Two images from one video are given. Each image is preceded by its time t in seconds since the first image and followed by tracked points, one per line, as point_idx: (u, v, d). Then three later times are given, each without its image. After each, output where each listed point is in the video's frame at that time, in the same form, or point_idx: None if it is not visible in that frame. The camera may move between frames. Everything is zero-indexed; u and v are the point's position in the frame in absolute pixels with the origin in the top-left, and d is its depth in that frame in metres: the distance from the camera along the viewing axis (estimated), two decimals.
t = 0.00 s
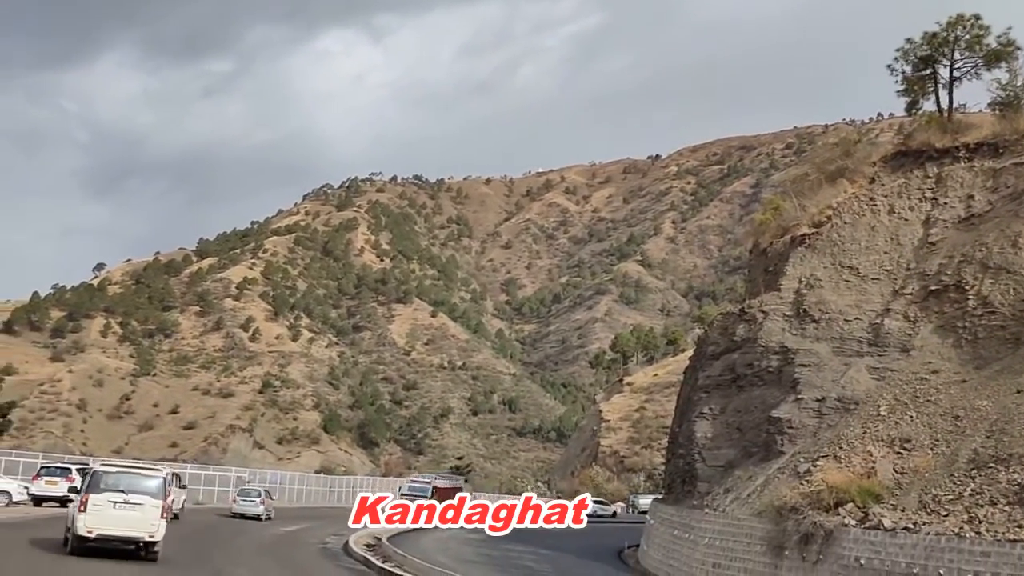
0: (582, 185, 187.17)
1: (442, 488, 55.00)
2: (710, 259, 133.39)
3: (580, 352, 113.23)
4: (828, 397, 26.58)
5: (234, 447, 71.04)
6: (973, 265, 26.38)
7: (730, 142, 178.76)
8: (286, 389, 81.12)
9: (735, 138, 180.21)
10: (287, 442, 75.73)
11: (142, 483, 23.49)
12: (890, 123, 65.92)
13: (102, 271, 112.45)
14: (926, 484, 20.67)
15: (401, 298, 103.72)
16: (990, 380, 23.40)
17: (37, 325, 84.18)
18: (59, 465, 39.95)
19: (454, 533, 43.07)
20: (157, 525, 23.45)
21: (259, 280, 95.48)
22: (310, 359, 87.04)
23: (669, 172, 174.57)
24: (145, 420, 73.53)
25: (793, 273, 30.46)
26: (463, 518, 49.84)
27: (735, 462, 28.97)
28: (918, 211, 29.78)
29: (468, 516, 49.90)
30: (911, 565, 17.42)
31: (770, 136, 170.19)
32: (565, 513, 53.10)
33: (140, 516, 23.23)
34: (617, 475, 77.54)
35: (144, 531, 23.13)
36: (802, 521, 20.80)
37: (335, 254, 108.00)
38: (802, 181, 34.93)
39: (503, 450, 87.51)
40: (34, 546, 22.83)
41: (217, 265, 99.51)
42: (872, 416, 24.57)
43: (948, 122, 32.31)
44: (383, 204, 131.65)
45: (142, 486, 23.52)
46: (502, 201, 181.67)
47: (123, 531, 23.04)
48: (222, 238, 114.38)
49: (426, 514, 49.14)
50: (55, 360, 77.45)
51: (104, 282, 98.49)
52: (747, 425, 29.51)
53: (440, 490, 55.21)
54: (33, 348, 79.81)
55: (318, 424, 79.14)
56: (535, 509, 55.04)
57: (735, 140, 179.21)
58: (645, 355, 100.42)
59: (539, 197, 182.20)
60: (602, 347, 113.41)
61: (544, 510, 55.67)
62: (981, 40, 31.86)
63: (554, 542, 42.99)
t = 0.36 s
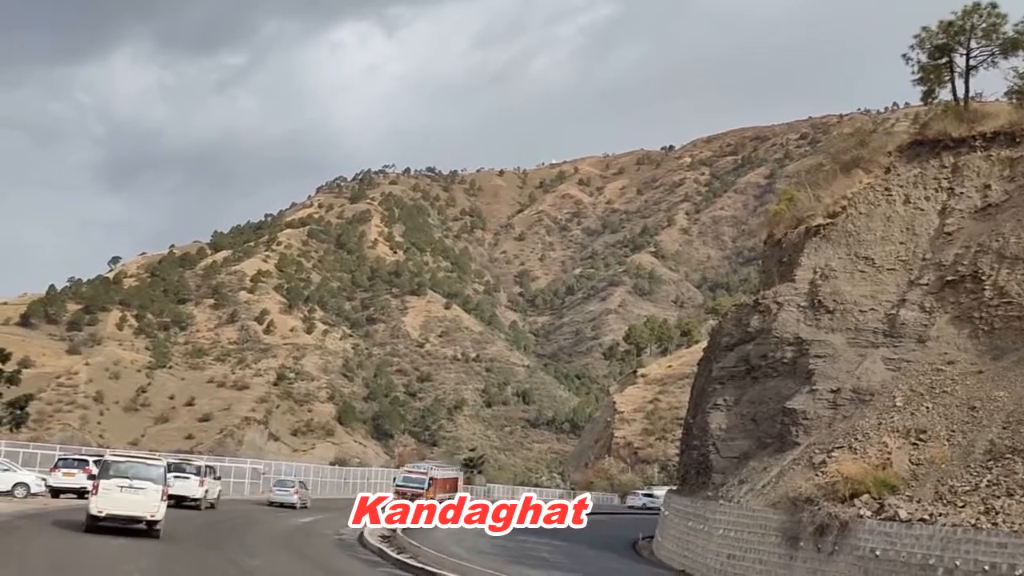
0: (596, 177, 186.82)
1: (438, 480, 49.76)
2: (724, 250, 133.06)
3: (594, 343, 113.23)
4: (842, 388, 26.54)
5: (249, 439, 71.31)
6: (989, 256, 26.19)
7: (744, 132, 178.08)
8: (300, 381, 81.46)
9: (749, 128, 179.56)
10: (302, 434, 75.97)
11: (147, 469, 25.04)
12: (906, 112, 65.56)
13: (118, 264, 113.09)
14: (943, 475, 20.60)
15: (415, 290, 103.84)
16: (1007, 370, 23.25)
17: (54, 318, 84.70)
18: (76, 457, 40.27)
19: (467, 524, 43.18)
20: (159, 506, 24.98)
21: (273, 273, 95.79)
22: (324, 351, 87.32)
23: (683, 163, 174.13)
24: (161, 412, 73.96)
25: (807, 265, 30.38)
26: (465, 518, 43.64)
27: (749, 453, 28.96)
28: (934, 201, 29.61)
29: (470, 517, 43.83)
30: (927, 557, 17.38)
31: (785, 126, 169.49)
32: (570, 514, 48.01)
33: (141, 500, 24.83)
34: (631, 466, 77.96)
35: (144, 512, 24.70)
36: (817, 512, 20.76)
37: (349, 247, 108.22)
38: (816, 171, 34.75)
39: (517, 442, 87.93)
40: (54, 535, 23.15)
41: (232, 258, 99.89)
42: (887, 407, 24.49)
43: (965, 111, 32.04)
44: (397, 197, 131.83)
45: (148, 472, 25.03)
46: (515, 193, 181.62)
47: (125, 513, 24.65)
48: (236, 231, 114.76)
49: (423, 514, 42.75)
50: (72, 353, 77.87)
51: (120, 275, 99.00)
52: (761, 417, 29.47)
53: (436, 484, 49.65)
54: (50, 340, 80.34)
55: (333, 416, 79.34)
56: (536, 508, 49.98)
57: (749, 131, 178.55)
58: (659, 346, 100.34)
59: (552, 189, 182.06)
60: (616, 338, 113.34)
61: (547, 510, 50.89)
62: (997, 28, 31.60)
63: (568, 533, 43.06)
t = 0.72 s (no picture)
0: (609, 169, 186.46)
1: (439, 472, 44.80)
2: (738, 242, 132.64)
3: (608, 336, 113.14)
4: (857, 380, 26.50)
5: (264, 432, 71.49)
6: (1005, 246, 25.97)
7: (758, 123, 177.33)
8: (314, 374, 81.75)
9: (762, 120, 178.87)
10: (316, 427, 76.15)
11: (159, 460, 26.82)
12: (922, 101, 65.14)
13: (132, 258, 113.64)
14: (958, 467, 20.51)
15: (428, 283, 103.93)
16: None
17: (70, 312, 85.15)
18: (92, 450, 40.51)
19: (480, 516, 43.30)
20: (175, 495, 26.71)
21: (287, 267, 96.05)
22: (338, 344, 87.55)
23: (696, 155, 173.62)
24: (176, 405, 74.31)
25: (822, 256, 30.31)
26: (461, 515, 38.71)
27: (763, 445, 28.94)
28: (949, 191, 29.39)
29: (468, 514, 39.00)
30: (943, 549, 17.29)
31: (798, 117, 168.74)
32: (570, 515, 43.32)
33: (157, 488, 26.66)
34: (644, 459, 77.79)
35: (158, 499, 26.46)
36: (831, 504, 20.71)
37: (362, 240, 108.37)
38: (830, 162, 34.56)
39: (531, 434, 88.24)
40: (73, 527, 23.40)
41: (245, 251, 100.18)
42: (902, 399, 24.40)
43: (981, 101, 31.74)
44: (410, 190, 131.93)
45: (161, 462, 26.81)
46: (528, 185, 181.55)
47: (140, 500, 26.47)
48: (250, 224, 115.09)
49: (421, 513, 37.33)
50: (88, 346, 78.17)
51: (134, 268, 99.47)
52: (776, 409, 29.43)
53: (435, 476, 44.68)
54: (66, 333, 80.82)
55: (347, 409, 79.49)
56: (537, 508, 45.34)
57: (763, 122, 177.84)
58: (673, 338, 100.19)
59: (565, 181, 181.87)
60: (629, 330, 113.19)
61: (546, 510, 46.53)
62: (1013, 17, 31.32)
63: (582, 525, 43.14)
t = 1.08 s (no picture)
0: (623, 163, 186.16)
1: (439, 466, 43.06)
2: (753, 235, 132.24)
3: (622, 330, 113.06)
4: (874, 373, 26.45)
5: (279, 427, 71.72)
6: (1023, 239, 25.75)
7: (772, 116, 176.66)
8: (330, 368, 82.04)
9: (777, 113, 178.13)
10: (332, 421, 76.34)
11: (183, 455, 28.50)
12: (939, 92, 64.83)
13: (148, 254, 114.22)
14: (976, 461, 20.38)
15: (442, 278, 104.05)
16: None
17: (87, 308, 85.66)
18: (109, 445, 40.87)
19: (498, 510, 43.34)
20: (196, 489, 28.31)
21: (301, 262, 96.32)
22: (353, 339, 87.76)
23: (711, 148, 173.10)
24: (192, 400, 74.73)
25: (837, 249, 30.20)
26: (461, 516, 36.77)
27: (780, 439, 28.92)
28: (966, 183, 29.17)
29: (467, 515, 37.11)
30: (960, 543, 17.21)
31: (814, 110, 167.97)
32: (570, 515, 41.50)
33: (180, 480, 28.19)
34: (659, 453, 78.04)
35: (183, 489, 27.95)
36: (847, 498, 20.64)
37: (376, 235, 108.54)
38: (846, 155, 34.41)
39: (546, 428, 88.31)
40: (90, 521, 23.56)
41: (261, 247, 100.51)
42: (919, 393, 24.28)
43: (998, 92, 31.45)
44: (424, 184, 132.06)
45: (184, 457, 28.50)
46: (542, 180, 181.46)
47: (164, 489, 27.82)
48: (265, 219, 115.46)
49: (421, 515, 35.41)
50: (104, 341, 78.69)
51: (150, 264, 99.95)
52: (791, 402, 29.37)
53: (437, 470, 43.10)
54: (83, 329, 81.32)
55: (362, 404, 79.66)
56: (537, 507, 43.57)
57: (777, 115, 177.12)
58: (687, 332, 100.00)
59: (579, 175, 181.64)
60: (644, 324, 113.06)
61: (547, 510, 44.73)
62: None
63: (597, 519, 43.17)
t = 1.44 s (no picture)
0: (637, 158, 185.80)
1: (440, 461, 42.90)
2: (768, 230, 131.77)
3: (637, 325, 112.91)
4: (890, 368, 26.37)
5: (295, 423, 71.92)
6: None
7: (787, 111, 175.97)
8: (345, 365, 82.25)
9: (792, 107, 177.35)
10: (347, 417, 76.48)
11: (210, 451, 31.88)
12: (955, 85, 64.40)
13: (164, 251, 114.78)
14: (994, 456, 20.26)
15: (457, 274, 104.13)
16: None
17: (103, 305, 86.13)
18: (126, 441, 41.07)
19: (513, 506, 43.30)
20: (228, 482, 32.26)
21: (316, 259, 96.56)
22: (368, 335, 87.95)
23: (726, 142, 172.51)
24: (208, 397, 75.05)
25: (853, 243, 30.04)
26: (463, 516, 36.09)
27: (795, 435, 28.86)
28: (983, 177, 28.97)
29: (468, 513, 36.56)
30: (978, 539, 17.12)
31: (829, 103, 167.14)
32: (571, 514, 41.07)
33: (209, 474, 31.57)
34: (674, 448, 77.49)
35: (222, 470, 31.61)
36: (864, 493, 20.56)
37: (391, 231, 108.67)
38: (862, 149, 34.25)
39: (560, 424, 88.33)
40: (110, 517, 23.67)
41: (276, 244, 100.80)
42: (936, 387, 24.16)
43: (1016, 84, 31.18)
44: (438, 180, 132.17)
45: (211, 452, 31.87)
46: (556, 175, 181.33)
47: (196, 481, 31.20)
48: (280, 216, 115.77)
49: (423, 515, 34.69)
50: (121, 338, 79.10)
51: (166, 261, 100.39)
52: (807, 398, 29.26)
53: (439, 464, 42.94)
54: (100, 326, 81.77)
55: (377, 399, 79.75)
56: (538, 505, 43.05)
57: (792, 109, 176.39)
58: (702, 328, 99.79)
59: (593, 171, 181.39)
60: (658, 320, 112.86)
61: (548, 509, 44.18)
62: None
63: (612, 515, 43.12)
